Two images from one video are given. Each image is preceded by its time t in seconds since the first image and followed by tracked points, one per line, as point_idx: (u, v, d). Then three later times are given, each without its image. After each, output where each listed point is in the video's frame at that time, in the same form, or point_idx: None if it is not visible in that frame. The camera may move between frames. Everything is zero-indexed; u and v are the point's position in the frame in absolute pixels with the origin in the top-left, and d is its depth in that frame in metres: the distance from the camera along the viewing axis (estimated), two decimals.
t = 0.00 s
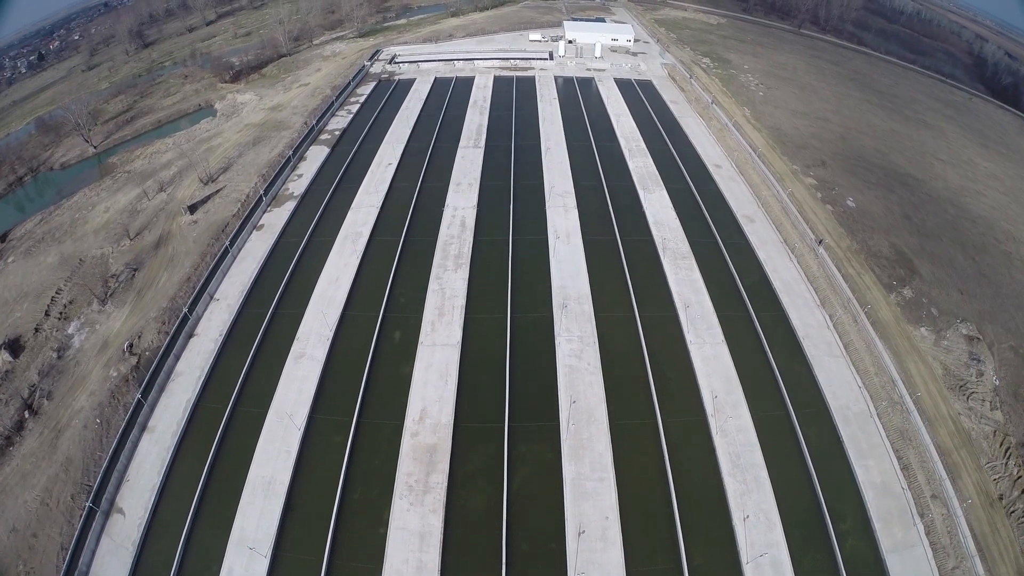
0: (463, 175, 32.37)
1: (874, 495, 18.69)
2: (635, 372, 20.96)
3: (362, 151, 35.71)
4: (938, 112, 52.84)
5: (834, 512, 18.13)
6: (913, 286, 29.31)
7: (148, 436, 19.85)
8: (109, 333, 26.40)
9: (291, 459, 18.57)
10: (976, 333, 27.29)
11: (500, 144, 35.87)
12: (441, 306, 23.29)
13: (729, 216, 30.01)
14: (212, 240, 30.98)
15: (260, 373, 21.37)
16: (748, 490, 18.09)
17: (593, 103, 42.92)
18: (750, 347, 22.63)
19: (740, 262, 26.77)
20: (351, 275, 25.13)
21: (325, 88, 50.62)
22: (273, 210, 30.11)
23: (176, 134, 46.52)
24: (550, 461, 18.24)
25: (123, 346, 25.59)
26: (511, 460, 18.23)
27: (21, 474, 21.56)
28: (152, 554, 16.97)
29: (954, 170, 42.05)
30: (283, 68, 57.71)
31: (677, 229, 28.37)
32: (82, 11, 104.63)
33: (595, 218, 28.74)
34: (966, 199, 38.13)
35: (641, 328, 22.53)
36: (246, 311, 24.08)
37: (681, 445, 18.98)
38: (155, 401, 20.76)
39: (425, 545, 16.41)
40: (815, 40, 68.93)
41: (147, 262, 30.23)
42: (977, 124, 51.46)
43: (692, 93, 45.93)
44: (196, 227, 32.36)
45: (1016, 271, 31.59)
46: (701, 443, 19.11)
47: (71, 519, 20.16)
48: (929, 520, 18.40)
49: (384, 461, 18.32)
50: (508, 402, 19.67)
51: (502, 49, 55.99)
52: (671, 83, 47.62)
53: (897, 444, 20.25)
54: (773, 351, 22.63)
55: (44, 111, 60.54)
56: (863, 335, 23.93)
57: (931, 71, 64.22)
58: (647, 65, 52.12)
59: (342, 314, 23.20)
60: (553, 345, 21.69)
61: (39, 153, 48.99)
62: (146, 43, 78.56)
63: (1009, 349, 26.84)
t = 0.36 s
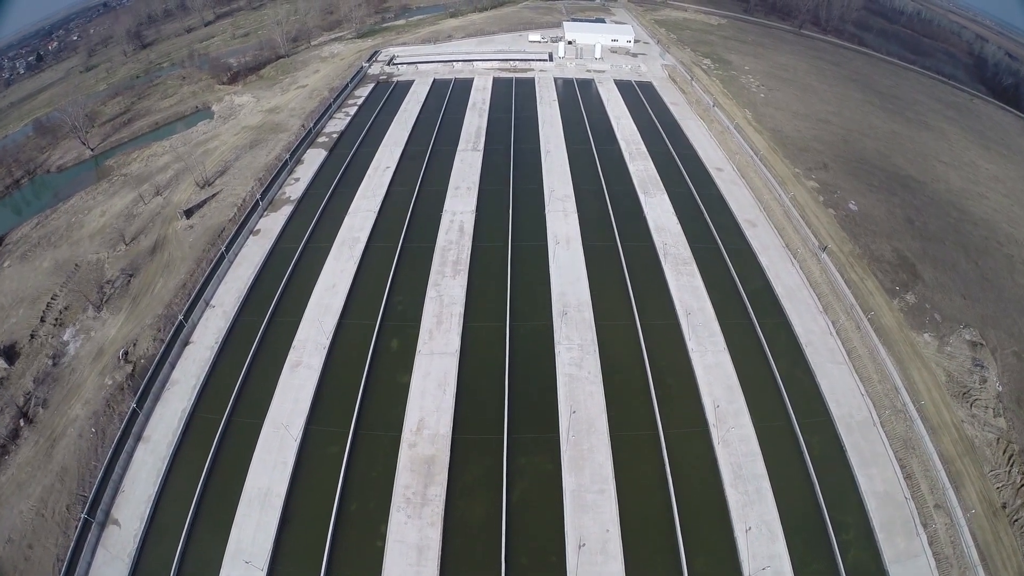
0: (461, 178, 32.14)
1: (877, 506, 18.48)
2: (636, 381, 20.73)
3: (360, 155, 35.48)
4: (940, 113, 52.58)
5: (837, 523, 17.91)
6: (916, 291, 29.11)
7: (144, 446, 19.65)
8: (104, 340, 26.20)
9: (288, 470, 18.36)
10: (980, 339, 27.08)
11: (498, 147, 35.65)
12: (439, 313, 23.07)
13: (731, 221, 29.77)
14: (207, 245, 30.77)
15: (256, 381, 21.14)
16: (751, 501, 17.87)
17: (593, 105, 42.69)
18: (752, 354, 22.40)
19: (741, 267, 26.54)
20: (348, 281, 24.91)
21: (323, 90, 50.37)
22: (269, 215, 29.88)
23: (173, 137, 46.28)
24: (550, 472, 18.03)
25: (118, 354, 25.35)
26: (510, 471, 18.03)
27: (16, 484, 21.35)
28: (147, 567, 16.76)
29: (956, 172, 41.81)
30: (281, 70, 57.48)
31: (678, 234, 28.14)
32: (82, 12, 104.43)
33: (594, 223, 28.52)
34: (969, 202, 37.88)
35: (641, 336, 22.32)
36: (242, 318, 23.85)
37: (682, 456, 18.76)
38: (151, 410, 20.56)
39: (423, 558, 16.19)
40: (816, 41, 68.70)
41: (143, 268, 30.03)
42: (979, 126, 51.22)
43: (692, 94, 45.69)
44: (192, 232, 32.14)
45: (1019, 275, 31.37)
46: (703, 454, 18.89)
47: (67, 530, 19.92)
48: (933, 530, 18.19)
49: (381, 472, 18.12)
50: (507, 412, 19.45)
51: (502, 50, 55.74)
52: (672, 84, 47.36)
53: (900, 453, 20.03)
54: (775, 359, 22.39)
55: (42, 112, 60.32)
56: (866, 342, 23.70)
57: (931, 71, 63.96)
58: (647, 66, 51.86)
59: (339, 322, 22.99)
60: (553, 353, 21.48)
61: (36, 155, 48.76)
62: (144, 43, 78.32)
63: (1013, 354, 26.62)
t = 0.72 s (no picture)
0: (457, 183, 31.92)
1: (879, 514, 18.31)
2: (635, 390, 20.53)
3: (354, 159, 35.24)
4: (937, 113, 52.52)
5: (838, 532, 17.75)
6: (915, 293, 28.98)
7: (137, 459, 19.40)
8: (96, 351, 25.88)
9: (282, 483, 18.14)
10: (979, 342, 26.95)
11: (493, 150, 35.41)
12: (434, 321, 22.85)
13: (729, 224, 29.61)
14: (199, 253, 30.48)
15: (250, 393, 20.90)
16: (751, 511, 17.69)
17: (589, 107, 42.47)
18: (752, 361, 22.24)
19: (739, 272, 26.37)
20: (342, 290, 24.66)
21: (316, 93, 50.06)
22: (262, 221, 29.62)
23: (166, 142, 45.94)
24: (548, 484, 17.83)
25: (110, 365, 25.01)
26: (507, 484, 17.82)
27: (8, 498, 21.02)
28: None
29: (953, 172, 41.73)
30: (274, 73, 57.16)
31: (676, 239, 27.97)
32: (75, 15, 103.88)
33: (590, 227, 28.34)
34: (966, 202, 37.80)
35: (639, 343, 22.13)
36: (235, 328, 23.59)
37: (682, 465, 18.57)
38: (143, 423, 20.31)
39: (420, 573, 15.95)
40: (811, 40, 68.63)
41: (135, 277, 29.72)
42: (976, 124, 51.19)
43: (689, 96, 45.51)
44: (184, 239, 31.84)
45: (1018, 276, 31.25)
46: (702, 463, 18.70)
47: (60, 546, 19.57)
48: (934, 537, 18.04)
49: (377, 485, 17.90)
50: (504, 423, 19.27)
51: (497, 52, 55.51)
52: (667, 85, 47.19)
53: (901, 458, 19.89)
54: (775, 365, 22.22)
55: (34, 117, 59.88)
56: (866, 346, 23.54)
57: (927, 70, 63.92)
58: (643, 67, 51.67)
59: (333, 331, 22.73)
60: (550, 362, 21.28)
61: (28, 161, 48.34)
62: (138, 47, 77.88)
63: (1013, 356, 26.49)
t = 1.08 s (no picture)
0: (454, 187, 31.71)
1: (882, 523, 18.12)
2: (635, 398, 20.31)
3: (350, 163, 34.99)
4: (936, 112, 52.35)
5: (841, 542, 17.56)
6: (917, 297, 28.81)
7: (131, 470, 19.18)
8: (90, 360, 25.61)
9: (278, 496, 17.91)
10: (981, 346, 26.78)
11: (490, 153, 35.18)
12: (431, 329, 22.63)
13: (729, 228, 29.40)
14: (193, 260, 30.23)
15: (245, 403, 20.66)
16: (753, 522, 17.51)
17: (587, 109, 42.25)
18: (753, 368, 22.04)
19: (740, 277, 26.18)
20: (338, 297, 24.43)
21: (312, 96, 49.77)
22: (256, 227, 29.36)
23: (160, 145, 45.64)
24: (547, 496, 17.62)
25: (104, 374, 24.74)
26: (506, 495, 17.61)
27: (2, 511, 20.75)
28: None
29: (953, 173, 41.58)
30: (269, 75, 56.84)
31: (675, 243, 27.76)
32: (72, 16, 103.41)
33: (589, 232, 28.12)
34: (967, 203, 37.63)
35: (639, 351, 21.92)
36: (229, 336, 23.34)
37: (682, 476, 18.36)
38: (138, 434, 20.09)
39: None
40: (809, 40, 68.45)
41: (129, 284, 29.46)
42: (975, 124, 51.02)
43: (687, 97, 45.31)
44: (179, 245, 31.60)
45: (1020, 278, 31.06)
46: (703, 473, 18.50)
47: (55, 559, 19.28)
48: (937, 546, 17.88)
49: (374, 497, 17.69)
50: (502, 433, 19.06)
51: (494, 53, 55.26)
52: (666, 86, 46.99)
53: (903, 466, 19.72)
54: (776, 372, 22.03)
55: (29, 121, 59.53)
56: (868, 352, 23.38)
57: (925, 70, 63.76)
58: (641, 68, 51.45)
59: (329, 340, 22.49)
60: (549, 371, 21.07)
61: (22, 165, 48.00)
62: (133, 49, 77.53)
63: (1015, 361, 26.31)
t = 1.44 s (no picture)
0: (453, 191, 31.49)
1: (886, 536, 17.89)
2: (637, 408, 20.09)
3: (349, 166, 34.76)
4: (939, 114, 52.00)
5: (845, 554, 17.34)
6: (922, 304, 28.56)
7: (128, 479, 19.02)
8: (87, 366, 25.44)
9: (276, 506, 17.73)
10: (987, 353, 26.50)
11: (490, 156, 34.95)
12: (430, 337, 22.44)
13: (732, 233, 29.15)
14: (191, 265, 30.06)
15: (242, 411, 20.47)
16: (757, 534, 17.30)
17: (589, 111, 41.98)
18: (756, 377, 21.82)
19: (743, 283, 25.93)
20: (337, 303, 24.24)
21: (311, 98, 49.53)
22: (254, 231, 29.16)
23: (159, 147, 45.44)
24: (547, 508, 17.42)
25: (101, 381, 24.54)
26: (506, 508, 17.42)
27: None
28: None
29: (957, 176, 41.28)
30: (269, 76, 56.63)
31: (678, 249, 27.51)
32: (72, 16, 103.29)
33: (590, 237, 27.88)
34: (971, 207, 37.34)
35: (641, 359, 21.69)
36: (227, 343, 23.14)
37: (685, 487, 18.15)
38: (134, 442, 19.91)
39: None
40: (812, 41, 68.08)
41: (126, 289, 29.29)
42: (978, 126, 50.65)
43: (690, 99, 45.03)
44: (176, 250, 31.43)
45: None
46: (706, 485, 18.28)
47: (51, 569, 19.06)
48: (941, 558, 17.67)
49: (373, 509, 17.49)
50: (502, 444, 18.88)
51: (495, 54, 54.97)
52: (668, 88, 46.69)
53: (908, 477, 19.50)
54: (780, 380, 21.82)
55: (29, 121, 59.41)
56: (872, 360, 23.14)
57: (928, 71, 63.38)
58: (643, 69, 51.15)
59: (327, 347, 22.30)
60: (550, 380, 20.86)
61: (21, 166, 47.85)
62: (134, 49, 77.40)
63: (1022, 368, 26.03)
